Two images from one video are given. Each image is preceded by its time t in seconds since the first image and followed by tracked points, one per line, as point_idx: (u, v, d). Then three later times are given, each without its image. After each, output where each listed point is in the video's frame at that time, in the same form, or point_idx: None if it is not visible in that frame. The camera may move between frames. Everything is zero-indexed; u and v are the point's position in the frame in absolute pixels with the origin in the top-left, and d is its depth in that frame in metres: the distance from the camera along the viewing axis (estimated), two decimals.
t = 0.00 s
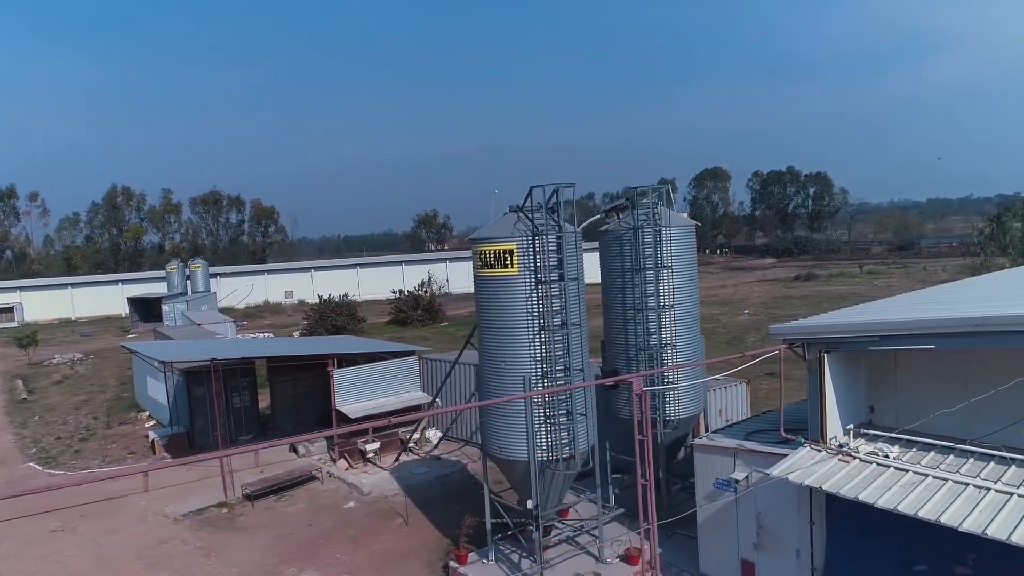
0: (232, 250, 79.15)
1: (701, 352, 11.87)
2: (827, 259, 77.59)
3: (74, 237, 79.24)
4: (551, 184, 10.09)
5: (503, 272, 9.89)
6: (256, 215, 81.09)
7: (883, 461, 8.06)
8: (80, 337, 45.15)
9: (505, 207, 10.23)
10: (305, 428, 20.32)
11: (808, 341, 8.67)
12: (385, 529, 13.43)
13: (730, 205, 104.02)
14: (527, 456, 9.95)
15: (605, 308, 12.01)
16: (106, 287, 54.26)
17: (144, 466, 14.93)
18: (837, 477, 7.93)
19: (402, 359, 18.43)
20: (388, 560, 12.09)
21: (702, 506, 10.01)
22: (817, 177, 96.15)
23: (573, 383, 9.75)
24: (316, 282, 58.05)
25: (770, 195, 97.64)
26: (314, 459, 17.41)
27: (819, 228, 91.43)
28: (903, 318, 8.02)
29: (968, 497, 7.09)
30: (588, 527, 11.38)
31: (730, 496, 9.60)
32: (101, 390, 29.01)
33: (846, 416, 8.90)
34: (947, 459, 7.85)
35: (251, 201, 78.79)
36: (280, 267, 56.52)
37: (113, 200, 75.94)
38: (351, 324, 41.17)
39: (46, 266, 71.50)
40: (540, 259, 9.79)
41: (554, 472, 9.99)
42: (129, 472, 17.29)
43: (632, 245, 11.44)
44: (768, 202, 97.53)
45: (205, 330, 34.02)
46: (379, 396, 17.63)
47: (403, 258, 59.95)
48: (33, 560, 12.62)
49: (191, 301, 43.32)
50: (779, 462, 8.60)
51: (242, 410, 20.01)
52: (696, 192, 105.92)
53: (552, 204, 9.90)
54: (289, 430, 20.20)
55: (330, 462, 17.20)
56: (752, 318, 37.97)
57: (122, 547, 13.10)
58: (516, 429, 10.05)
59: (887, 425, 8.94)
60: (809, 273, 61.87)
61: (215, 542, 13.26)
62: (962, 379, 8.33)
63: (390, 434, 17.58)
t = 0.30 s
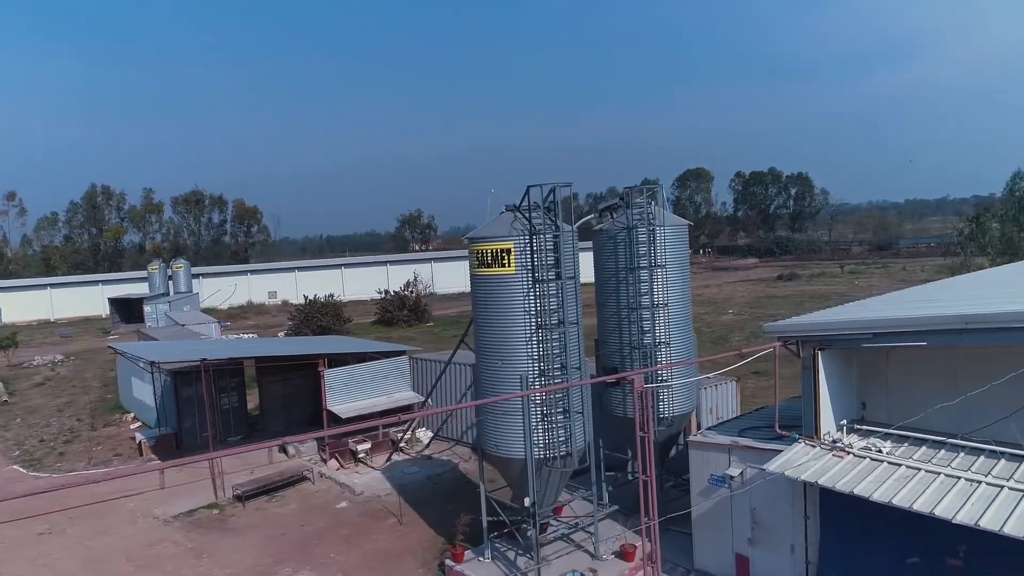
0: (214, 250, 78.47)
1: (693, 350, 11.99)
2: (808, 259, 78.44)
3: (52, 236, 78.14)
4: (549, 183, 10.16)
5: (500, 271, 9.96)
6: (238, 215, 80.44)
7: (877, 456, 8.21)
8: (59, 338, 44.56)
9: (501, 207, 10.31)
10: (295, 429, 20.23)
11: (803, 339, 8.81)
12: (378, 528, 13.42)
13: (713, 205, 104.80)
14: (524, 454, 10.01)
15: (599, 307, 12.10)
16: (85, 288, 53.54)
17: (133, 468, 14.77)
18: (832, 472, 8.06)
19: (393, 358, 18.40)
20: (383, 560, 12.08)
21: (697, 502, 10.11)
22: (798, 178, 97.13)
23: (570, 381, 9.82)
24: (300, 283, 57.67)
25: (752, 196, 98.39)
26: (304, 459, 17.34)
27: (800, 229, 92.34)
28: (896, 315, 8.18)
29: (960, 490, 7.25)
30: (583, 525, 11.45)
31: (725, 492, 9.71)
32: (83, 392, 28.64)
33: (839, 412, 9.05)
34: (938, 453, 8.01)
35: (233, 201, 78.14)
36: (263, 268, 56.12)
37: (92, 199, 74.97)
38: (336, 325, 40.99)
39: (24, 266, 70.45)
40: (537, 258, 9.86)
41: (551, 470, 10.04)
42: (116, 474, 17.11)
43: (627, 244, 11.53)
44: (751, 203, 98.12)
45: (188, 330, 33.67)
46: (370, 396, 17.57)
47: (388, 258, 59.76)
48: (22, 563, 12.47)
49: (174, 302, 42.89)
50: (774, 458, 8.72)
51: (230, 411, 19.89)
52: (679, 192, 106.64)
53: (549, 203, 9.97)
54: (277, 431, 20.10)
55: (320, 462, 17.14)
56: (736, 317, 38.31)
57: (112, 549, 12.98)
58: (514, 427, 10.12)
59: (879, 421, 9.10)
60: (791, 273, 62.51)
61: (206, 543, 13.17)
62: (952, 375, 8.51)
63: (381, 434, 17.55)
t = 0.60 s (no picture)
0: (196, 250, 77.75)
1: (685, 348, 12.11)
2: (790, 259, 79.10)
3: (31, 236, 77.01)
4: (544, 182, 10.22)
5: (496, 270, 10.01)
6: (220, 215, 79.76)
7: (868, 451, 8.36)
8: (39, 339, 43.93)
9: (497, 205, 10.35)
10: (283, 429, 20.13)
11: (795, 336, 8.96)
12: (370, 527, 13.42)
13: (696, 206, 105.40)
14: (519, 452, 10.06)
15: (592, 306, 12.19)
16: (65, 288, 52.81)
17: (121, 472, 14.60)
18: (826, 466, 8.20)
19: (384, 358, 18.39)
20: (376, 559, 12.09)
21: (691, 498, 10.22)
22: (780, 179, 97.88)
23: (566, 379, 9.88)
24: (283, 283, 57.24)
25: (735, 196, 98.97)
26: (294, 459, 17.27)
27: (782, 229, 93.09)
28: (886, 312, 8.34)
29: (950, 483, 7.41)
30: (576, 521, 11.53)
31: (719, 488, 9.83)
32: (66, 394, 28.28)
33: (831, 408, 9.22)
34: (928, 448, 8.17)
35: (215, 201, 77.47)
36: (247, 268, 55.65)
37: (71, 199, 73.93)
38: (321, 325, 40.74)
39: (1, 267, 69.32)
40: (533, 257, 9.91)
41: (547, 467, 10.12)
42: (102, 476, 16.92)
43: (620, 243, 11.63)
44: (733, 204, 98.21)
45: (172, 331, 33.31)
46: (360, 396, 17.53)
47: (373, 258, 59.52)
48: (9, 565, 12.32)
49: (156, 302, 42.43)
50: (768, 453, 8.85)
51: (217, 413, 19.76)
52: (662, 193, 107.13)
53: (544, 202, 10.01)
54: (266, 432, 20.00)
55: (310, 462, 17.08)
56: (721, 316, 38.59)
57: (102, 551, 12.87)
58: (509, 424, 10.18)
59: (870, 416, 9.27)
60: (774, 273, 63.03)
61: (197, 544, 13.09)
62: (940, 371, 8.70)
63: (372, 433, 17.53)
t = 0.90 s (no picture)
0: (174, 250, 76.84)
1: (675, 347, 12.22)
2: (768, 259, 79.93)
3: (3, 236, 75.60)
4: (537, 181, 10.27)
5: (490, 269, 10.04)
6: (198, 215, 78.92)
7: (858, 445, 8.51)
8: (13, 341, 43.16)
9: (489, 204, 10.38)
10: (268, 430, 19.99)
11: (786, 333, 9.10)
12: (361, 527, 13.39)
13: (675, 206, 106.14)
14: (513, 450, 10.11)
15: (583, 304, 12.27)
16: (39, 289, 51.90)
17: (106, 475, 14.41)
18: (818, 461, 8.34)
19: (371, 357, 18.34)
20: (368, 558, 12.08)
21: (683, 493, 10.34)
22: (758, 180, 98.82)
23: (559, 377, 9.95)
24: (263, 284, 56.70)
25: (714, 196, 99.67)
26: (281, 460, 17.17)
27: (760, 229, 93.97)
28: (876, 309, 8.50)
29: (938, 476, 7.59)
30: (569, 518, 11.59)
31: (711, 483, 9.96)
32: (43, 396, 27.82)
33: (820, 404, 9.38)
34: (917, 442, 8.35)
35: (193, 200, 76.60)
36: (226, 268, 55.08)
37: (45, 198, 72.67)
38: (303, 326, 40.45)
39: None
40: (526, 256, 9.96)
41: (541, 464, 10.17)
42: (85, 479, 16.68)
43: (611, 241, 11.73)
44: (712, 204, 98.83)
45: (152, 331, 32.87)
46: (347, 395, 17.45)
47: (354, 258, 59.22)
48: None
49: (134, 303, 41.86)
50: (760, 448, 8.99)
51: (201, 413, 19.57)
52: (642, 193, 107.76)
53: (537, 201, 10.06)
54: (251, 433, 19.86)
55: (298, 463, 16.99)
56: (703, 316, 38.93)
57: (89, 554, 12.70)
58: (503, 422, 10.23)
59: (857, 412, 9.44)
60: (753, 272, 63.68)
61: (185, 546, 12.98)
62: (926, 367, 8.90)
63: (359, 433, 17.47)
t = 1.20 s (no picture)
0: (154, 250, 76.01)
1: (667, 346, 12.32)
2: (750, 259, 80.54)
3: None
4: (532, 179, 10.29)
5: (485, 267, 10.06)
6: (180, 214, 78.15)
7: (852, 441, 8.64)
8: None
9: (485, 203, 10.39)
10: (256, 430, 19.86)
11: (780, 330, 9.22)
12: (353, 527, 13.35)
13: (658, 206, 106.67)
14: (509, 448, 10.15)
15: (576, 303, 12.32)
16: (17, 289, 51.08)
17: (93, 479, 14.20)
18: (812, 456, 8.46)
19: (361, 357, 18.26)
20: (361, 558, 12.04)
21: (677, 490, 10.43)
22: (740, 180, 99.54)
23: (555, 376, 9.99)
24: (246, 284, 56.17)
25: (697, 197, 100.24)
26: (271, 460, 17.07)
27: (741, 229, 94.69)
28: (867, 306, 8.63)
29: (932, 470, 7.72)
30: (562, 517, 11.65)
31: (705, 479, 10.06)
32: (24, 398, 27.39)
33: (813, 400, 9.51)
34: (909, 436, 8.49)
35: (174, 200, 75.80)
36: (208, 268, 54.53)
37: (22, 197, 71.52)
38: (288, 326, 40.14)
39: None
40: (522, 255, 9.98)
41: (537, 462, 10.21)
42: (70, 481, 16.46)
43: (604, 240, 11.78)
44: (695, 204, 99.49)
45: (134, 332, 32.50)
46: (337, 395, 17.36)
47: (338, 258, 58.90)
48: None
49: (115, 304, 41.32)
50: (755, 444, 9.09)
51: (188, 414, 19.39)
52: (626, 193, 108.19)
53: (532, 200, 10.11)
54: (239, 434, 19.70)
55: (288, 463, 16.91)
56: (687, 315, 39.19)
57: (77, 557, 12.54)
58: (499, 421, 10.26)
59: (850, 407, 9.58)
60: (736, 273, 64.17)
61: (176, 548, 12.85)
62: (918, 363, 9.04)
63: (350, 432, 17.40)
